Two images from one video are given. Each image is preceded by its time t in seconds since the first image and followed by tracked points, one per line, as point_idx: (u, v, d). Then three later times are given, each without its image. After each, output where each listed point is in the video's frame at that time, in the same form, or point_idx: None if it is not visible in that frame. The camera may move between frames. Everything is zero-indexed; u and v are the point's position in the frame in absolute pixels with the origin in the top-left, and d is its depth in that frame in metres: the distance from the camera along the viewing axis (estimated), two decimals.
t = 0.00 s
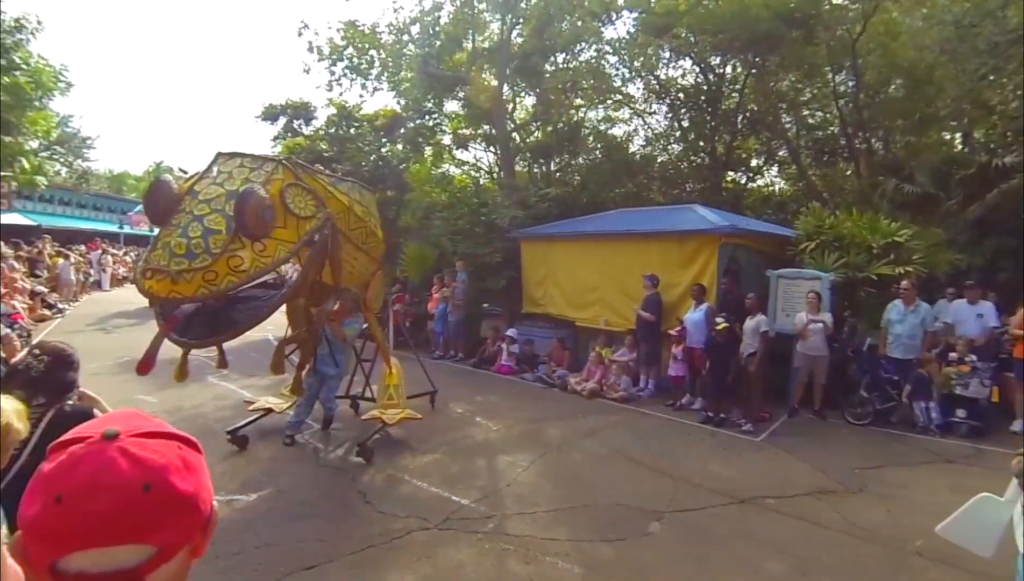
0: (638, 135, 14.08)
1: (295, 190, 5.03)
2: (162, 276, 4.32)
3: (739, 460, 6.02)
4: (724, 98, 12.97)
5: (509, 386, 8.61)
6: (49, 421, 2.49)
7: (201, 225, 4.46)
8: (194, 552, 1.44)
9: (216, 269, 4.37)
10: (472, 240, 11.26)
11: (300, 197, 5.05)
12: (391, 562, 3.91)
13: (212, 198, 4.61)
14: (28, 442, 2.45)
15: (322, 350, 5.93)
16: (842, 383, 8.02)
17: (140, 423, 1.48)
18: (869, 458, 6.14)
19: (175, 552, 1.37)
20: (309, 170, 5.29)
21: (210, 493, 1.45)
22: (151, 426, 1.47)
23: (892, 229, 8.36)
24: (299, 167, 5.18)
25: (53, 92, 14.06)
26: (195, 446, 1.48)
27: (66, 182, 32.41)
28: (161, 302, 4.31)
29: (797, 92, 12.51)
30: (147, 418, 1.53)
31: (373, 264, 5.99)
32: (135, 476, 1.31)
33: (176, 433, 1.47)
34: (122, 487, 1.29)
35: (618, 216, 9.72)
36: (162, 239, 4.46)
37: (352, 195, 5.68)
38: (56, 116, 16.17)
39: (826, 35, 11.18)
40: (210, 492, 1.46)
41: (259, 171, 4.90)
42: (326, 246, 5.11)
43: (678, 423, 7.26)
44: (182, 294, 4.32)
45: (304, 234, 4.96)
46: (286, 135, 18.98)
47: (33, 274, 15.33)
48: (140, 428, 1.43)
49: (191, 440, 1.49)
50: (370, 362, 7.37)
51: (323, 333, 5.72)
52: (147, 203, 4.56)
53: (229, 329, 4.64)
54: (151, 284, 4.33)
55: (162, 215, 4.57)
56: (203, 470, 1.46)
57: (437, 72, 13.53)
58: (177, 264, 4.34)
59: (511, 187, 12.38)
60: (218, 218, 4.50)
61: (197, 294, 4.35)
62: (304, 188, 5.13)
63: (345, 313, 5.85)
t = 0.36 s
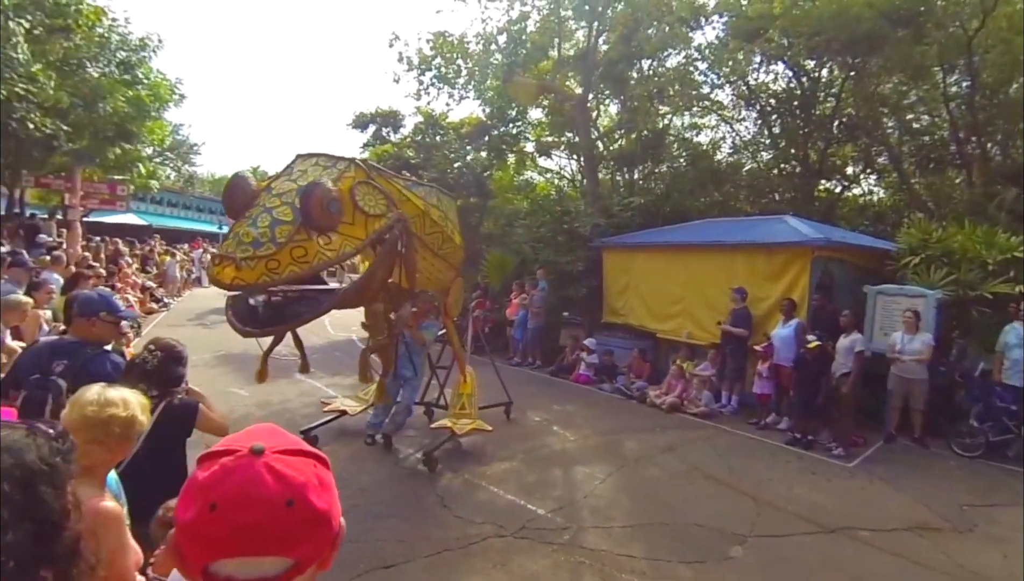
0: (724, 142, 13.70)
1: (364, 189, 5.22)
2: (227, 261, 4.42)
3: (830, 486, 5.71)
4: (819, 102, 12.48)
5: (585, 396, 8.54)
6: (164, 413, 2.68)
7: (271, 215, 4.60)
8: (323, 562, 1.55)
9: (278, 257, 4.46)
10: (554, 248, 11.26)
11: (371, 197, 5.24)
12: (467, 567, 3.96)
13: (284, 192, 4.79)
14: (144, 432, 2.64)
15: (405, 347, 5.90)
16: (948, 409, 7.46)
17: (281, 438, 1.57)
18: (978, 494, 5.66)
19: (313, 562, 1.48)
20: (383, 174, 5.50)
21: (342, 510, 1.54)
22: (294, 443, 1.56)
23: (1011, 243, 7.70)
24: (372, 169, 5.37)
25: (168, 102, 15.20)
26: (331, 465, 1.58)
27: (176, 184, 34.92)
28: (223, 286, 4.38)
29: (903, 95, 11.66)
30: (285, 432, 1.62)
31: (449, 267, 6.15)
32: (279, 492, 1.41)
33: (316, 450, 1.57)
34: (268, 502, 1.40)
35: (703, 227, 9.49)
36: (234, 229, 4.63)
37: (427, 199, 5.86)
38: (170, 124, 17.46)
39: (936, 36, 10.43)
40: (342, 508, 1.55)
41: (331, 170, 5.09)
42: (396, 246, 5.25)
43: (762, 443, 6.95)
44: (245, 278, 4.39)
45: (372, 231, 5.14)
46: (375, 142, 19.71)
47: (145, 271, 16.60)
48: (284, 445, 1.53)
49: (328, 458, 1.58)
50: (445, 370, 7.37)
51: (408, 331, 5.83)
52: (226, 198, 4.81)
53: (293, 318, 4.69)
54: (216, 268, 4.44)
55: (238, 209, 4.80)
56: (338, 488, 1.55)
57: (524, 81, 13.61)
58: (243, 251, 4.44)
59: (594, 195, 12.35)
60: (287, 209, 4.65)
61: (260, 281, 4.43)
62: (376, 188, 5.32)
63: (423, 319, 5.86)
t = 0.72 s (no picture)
0: (774, 142, 13.40)
1: (410, 183, 5.23)
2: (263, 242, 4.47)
3: (883, 499, 5.51)
4: (875, 98, 11.98)
5: (628, 398, 8.46)
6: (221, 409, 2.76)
7: (314, 201, 4.72)
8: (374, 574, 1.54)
9: (316, 242, 4.53)
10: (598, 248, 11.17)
11: (416, 191, 5.26)
12: (508, 569, 3.96)
13: (330, 179, 4.91)
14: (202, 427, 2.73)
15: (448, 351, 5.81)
16: (1012, 422, 7.10)
17: (341, 445, 1.58)
18: None
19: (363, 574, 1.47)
20: (431, 171, 5.55)
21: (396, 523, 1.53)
22: (353, 451, 1.56)
23: None
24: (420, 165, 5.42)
25: (223, 105, 15.71)
26: (388, 476, 1.57)
27: (229, 183, 36.10)
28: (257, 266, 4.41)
29: (966, 91, 11.18)
30: (346, 440, 1.63)
31: (491, 266, 6.18)
32: (336, 500, 1.42)
33: (375, 460, 1.57)
34: (325, 510, 1.40)
35: (752, 228, 9.28)
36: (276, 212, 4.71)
37: (473, 197, 5.89)
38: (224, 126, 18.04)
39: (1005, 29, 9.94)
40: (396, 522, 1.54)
41: (378, 162, 5.18)
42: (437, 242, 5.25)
43: (811, 451, 6.76)
44: (279, 259, 4.43)
45: (414, 227, 5.16)
46: (421, 142, 19.98)
47: (200, 267, 17.20)
48: (343, 452, 1.54)
49: (385, 470, 1.58)
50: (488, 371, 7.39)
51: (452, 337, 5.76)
52: (270, 180, 4.90)
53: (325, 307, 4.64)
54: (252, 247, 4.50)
55: (281, 193, 4.91)
56: (393, 501, 1.55)
57: (570, 80, 13.54)
58: (282, 233, 4.51)
59: (640, 195, 12.24)
60: (331, 197, 4.76)
61: (294, 264, 4.47)
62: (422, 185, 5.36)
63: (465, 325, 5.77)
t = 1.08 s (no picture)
0: (783, 135, 13.34)
1: (428, 184, 5.16)
2: (271, 243, 4.48)
3: (895, 494, 5.47)
4: (885, 90, 11.92)
5: (636, 393, 8.45)
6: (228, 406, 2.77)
7: (326, 200, 4.68)
8: (357, 570, 1.53)
9: (327, 245, 4.48)
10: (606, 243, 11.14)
11: (434, 192, 5.19)
12: (517, 564, 3.96)
13: (344, 176, 4.85)
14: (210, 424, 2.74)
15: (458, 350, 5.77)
16: None
17: (324, 440, 1.58)
18: None
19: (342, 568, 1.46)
20: (448, 166, 5.50)
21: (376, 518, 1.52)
22: (334, 445, 1.56)
23: None
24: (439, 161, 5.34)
25: (231, 102, 15.75)
26: (369, 471, 1.56)
27: (238, 180, 36.29)
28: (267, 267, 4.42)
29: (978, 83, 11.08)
30: (330, 434, 1.63)
31: (500, 264, 6.20)
32: (314, 493, 1.41)
33: (355, 454, 1.57)
34: (302, 503, 1.40)
35: (761, 222, 9.22)
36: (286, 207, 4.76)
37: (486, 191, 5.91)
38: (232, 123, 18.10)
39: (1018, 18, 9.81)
40: (377, 518, 1.53)
41: (395, 158, 5.12)
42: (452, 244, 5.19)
43: (821, 446, 6.72)
44: (289, 261, 4.44)
45: (431, 230, 5.08)
46: (428, 138, 20.02)
47: (209, 265, 17.29)
48: (323, 447, 1.53)
49: (367, 464, 1.57)
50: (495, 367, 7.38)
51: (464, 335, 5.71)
52: (281, 173, 4.93)
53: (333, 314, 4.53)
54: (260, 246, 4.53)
55: (292, 186, 4.92)
56: (374, 495, 1.54)
57: (576, 75, 13.50)
58: (293, 234, 4.53)
59: (648, 190, 12.21)
60: (344, 196, 4.69)
61: (304, 267, 4.44)
62: (440, 183, 5.25)
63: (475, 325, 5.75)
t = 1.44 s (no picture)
0: (767, 131, 13.44)
1: (450, 179, 5.14)
2: (293, 235, 4.25)
3: (877, 485, 5.54)
4: (867, 87, 12.05)
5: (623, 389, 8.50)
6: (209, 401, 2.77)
7: (351, 190, 4.60)
8: (325, 557, 1.51)
9: (358, 241, 4.36)
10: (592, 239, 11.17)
11: (454, 188, 5.16)
12: (502, 560, 3.97)
13: (365, 167, 4.81)
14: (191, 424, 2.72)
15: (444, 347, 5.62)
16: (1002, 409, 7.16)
17: (294, 427, 1.57)
18: None
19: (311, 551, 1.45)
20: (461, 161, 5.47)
21: (345, 504, 1.51)
22: (304, 433, 1.55)
23: None
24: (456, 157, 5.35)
25: (214, 98, 15.58)
26: (339, 457, 1.55)
27: (222, 176, 35.94)
28: (289, 265, 4.15)
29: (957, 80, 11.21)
30: (301, 422, 1.62)
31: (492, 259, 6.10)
32: (281, 477, 1.41)
33: (325, 441, 1.56)
34: (269, 487, 1.40)
35: (745, 218, 9.29)
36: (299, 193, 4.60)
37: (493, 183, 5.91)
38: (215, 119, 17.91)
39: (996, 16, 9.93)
40: (345, 504, 1.52)
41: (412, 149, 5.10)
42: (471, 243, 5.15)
43: (805, 439, 6.80)
44: (315, 256, 4.22)
45: (452, 227, 4.99)
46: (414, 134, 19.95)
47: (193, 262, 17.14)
48: (294, 433, 1.53)
49: (336, 451, 1.56)
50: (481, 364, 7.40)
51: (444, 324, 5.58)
52: (293, 154, 4.80)
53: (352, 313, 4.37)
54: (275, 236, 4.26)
55: (302, 170, 4.80)
56: (343, 481, 1.53)
57: (561, 71, 13.49)
58: (319, 227, 4.34)
59: (633, 186, 12.26)
60: (370, 188, 4.66)
61: (333, 263, 4.25)
62: (457, 177, 5.25)
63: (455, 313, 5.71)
